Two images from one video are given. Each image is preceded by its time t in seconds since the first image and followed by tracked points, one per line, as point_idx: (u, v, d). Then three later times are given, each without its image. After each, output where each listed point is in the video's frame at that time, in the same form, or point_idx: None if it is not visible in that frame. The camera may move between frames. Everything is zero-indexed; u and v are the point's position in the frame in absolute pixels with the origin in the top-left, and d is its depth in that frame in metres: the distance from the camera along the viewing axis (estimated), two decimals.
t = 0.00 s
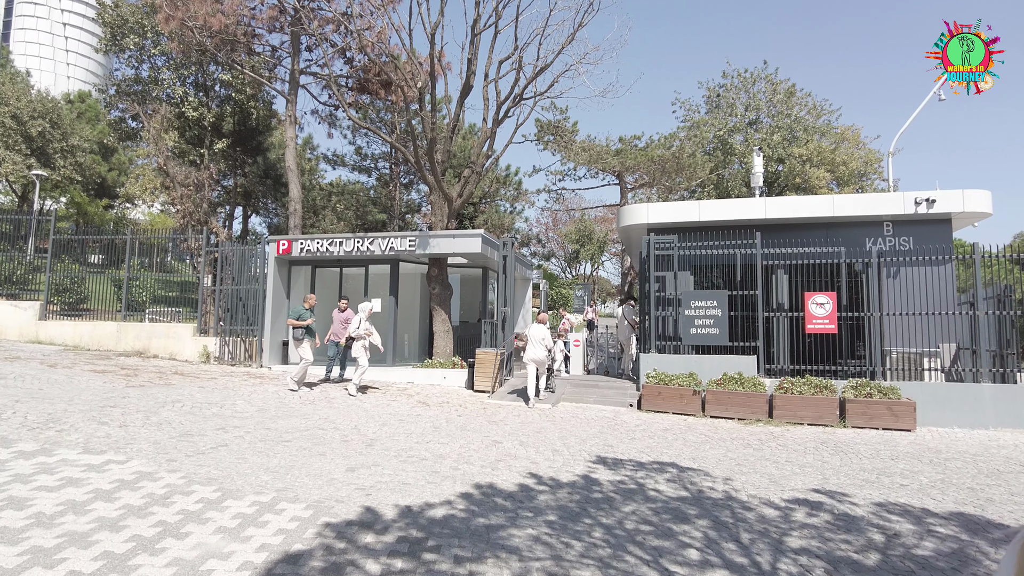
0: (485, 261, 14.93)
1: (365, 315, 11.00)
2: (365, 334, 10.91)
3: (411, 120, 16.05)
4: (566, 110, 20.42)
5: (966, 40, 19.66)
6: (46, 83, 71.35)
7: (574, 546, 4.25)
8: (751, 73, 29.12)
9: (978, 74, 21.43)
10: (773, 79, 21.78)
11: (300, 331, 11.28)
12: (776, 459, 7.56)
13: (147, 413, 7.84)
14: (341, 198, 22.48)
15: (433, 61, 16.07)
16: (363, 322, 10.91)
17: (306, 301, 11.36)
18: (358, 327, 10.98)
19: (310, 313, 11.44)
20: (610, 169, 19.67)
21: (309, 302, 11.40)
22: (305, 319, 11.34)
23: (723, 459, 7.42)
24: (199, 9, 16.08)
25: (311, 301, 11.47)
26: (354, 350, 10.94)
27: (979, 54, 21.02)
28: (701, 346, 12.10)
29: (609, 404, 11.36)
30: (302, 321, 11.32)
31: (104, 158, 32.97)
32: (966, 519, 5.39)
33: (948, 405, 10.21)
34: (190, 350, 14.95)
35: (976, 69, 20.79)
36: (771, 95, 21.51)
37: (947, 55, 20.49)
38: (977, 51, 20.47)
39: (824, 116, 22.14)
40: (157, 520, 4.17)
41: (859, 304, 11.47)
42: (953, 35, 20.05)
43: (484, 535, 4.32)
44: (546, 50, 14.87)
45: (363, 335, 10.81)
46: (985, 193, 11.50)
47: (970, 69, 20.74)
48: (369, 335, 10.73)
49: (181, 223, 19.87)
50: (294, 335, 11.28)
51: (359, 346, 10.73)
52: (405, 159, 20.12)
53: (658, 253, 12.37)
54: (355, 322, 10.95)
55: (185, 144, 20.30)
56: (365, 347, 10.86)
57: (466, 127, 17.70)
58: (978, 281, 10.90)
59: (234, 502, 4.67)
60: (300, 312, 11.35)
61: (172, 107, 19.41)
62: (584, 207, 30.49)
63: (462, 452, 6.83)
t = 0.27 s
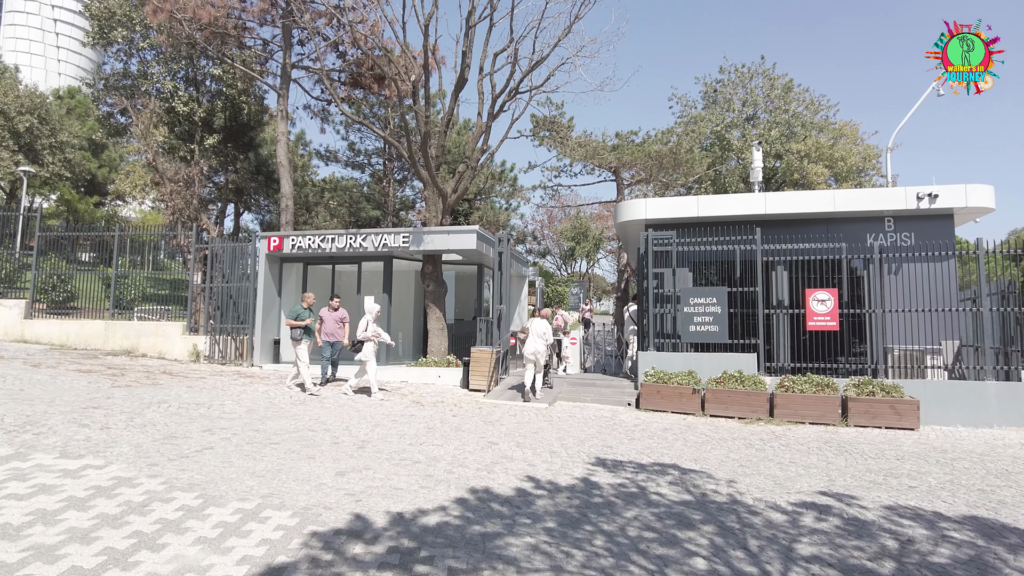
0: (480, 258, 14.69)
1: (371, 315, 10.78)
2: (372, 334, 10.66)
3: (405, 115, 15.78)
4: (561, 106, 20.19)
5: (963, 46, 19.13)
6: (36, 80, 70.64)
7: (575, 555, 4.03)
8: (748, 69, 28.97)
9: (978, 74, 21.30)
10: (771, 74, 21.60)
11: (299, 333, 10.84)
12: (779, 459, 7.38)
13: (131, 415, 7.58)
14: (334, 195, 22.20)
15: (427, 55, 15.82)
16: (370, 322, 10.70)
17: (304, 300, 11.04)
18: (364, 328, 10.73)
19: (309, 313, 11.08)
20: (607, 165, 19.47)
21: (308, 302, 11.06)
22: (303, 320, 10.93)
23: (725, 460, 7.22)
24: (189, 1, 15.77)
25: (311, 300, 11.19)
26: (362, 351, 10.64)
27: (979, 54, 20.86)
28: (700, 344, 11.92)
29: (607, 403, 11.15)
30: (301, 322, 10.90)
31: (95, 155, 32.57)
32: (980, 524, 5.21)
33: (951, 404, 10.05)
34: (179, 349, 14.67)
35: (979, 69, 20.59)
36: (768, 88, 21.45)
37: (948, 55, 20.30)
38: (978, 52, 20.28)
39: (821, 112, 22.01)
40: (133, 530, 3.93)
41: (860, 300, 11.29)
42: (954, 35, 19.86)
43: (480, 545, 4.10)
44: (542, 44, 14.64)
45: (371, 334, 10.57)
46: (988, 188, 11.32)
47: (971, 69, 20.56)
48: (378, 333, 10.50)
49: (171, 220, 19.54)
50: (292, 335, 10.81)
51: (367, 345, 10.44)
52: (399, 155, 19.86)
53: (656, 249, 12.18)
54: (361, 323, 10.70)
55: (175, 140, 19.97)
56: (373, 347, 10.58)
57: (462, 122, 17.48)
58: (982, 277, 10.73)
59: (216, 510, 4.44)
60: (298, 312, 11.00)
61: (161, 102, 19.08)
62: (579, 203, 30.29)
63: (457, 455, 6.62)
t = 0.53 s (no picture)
0: (473, 256, 14.45)
1: (380, 316, 10.47)
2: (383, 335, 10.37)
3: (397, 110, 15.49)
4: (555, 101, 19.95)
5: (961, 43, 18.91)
6: (24, 76, 69.83)
7: (574, 571, 3.81)
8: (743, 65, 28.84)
9: (978, 74, 21.16)
10: (766, 70, 21.43)
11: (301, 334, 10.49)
12: (781, 462, 7.17)
13: (110, 419, 7.31)
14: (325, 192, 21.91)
15: (419, 49, 15.54)
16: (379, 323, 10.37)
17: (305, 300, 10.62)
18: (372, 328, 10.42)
19: (309, 314, 10.70)
20: (601, 162, 19.24)
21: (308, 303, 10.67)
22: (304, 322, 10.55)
23: (725, 463, 7.01)
24: None
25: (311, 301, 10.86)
26: (371, 353, 10.33)
27: (979, 54, 20.72)
28: (697, 343, 11.72)
29: (603, 403, 10.94)
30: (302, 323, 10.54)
31: (82, 152, 32.12)
32: (993, 531, 5.02)
33: (952, 403, 9.88)
34: (165, 350, 14.34)
35: (979, 68, 20.38)
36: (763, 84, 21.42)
37: (948, 54, 20.12)
38: (978, 50, 20.14)
39: (817, 108, 21.86)
40: (102, 548, 3.68)
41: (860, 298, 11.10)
42: (953, 34, 19.67)
43: (473, 560, 3.87)
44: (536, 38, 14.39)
45: (382, 336, 10.27)
46: (988, 183, 11.16)
47: (970, 69, 20.39)
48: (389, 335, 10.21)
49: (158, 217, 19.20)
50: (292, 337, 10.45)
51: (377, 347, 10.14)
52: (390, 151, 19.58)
53: (652, 247, 11.96)
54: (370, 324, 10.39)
55: (162, 136, 19.60)
56: (384, 349, 10.29)
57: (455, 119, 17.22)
58: (983, 274, 10.55)
59: (193, 523, 4.19)
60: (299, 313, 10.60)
61: (147, 97, 18.71)
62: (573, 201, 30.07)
63: (450, 461, 6.38)
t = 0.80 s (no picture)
0: (466, 253, 14.21)
1: (390, 317, 10.06)
2: (393, 337, 9.96)
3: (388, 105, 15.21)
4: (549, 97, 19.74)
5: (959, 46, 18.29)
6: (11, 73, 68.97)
7: None
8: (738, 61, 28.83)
9: (976, 74, 21.04)
10: (761, 66, 21.31)
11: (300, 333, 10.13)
12: (780, 463, 7.00)
13: (88, 421, 7.03)
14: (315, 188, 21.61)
15: (411, 42, 15.29)
16: (389, 324, 9.97)
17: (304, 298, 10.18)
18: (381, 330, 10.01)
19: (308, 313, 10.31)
20: (595, 158, 19.03)
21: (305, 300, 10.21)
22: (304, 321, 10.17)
23: (724, 464, 6.83)
24: None
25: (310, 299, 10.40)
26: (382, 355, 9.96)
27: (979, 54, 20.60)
28: (693, 341, 11.53)
29: (597, 403, 10.74)
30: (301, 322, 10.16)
31: (69, 148, 31.64)
32: (1003, 536, 4.85)
33: (952, 402, 9.75)
34: (151, 349, 14.04)
35: (975, 68, 20.29)
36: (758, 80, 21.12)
37: (947, 54, 19.96)
38: (978, 50, 20.01)
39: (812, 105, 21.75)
40: (67, 562, 3.44)
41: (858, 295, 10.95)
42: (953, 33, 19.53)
43: (464, 572, 3.65)
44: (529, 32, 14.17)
45: (392, 338, 9.86)
46: (987, 179, 11.03)
47: (970, 68, 20.27)
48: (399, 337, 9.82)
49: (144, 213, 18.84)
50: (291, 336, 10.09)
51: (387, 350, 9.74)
52: (381, 146, 19.32)
53: (648, 243, 11.75)
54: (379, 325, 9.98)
55: (148, 131, 19.24)
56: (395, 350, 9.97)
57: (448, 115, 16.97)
58: (984, 271, 10.40)
59: (167, 533, 3.95)
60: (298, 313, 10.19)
61: (132, 91, 18.33)
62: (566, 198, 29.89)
63: (441, 464, 6.15)
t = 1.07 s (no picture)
0: (455, 251, 13.96)
1: (395, 317, 9.88)
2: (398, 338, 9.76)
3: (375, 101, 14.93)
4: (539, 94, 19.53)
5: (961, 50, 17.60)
6: None
7: None
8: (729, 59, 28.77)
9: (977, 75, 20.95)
10: (752, 64, 21.23)
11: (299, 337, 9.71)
12: (778, 468, 6.82)
13: (59, 427, 6.72)
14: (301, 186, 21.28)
15: (399, 37, 15.01)
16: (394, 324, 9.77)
17: (304, 300, 9.78)
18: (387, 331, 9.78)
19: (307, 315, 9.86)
20: (586, 155, 18.84)
21: (306, 302, 9.82)
22: (303, 324, 9.77)
23: (721, 469, 6.64)
24: None
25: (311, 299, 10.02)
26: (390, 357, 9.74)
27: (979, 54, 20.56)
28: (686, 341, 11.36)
29: (589, 404, 10.54)
30: (301, 325, 9.76)
31: (50, 144, 31.05)
32: (1013, 545, 4.68)
33: (948, 403, 9.62)
34: (131, 350, 13.67)
35: (977, 68, 20.14)
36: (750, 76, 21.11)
37: (947, 55, 19.91)
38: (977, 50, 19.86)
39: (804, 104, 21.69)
40: None
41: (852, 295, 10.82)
42: (956, 34, 19.38)
43: None
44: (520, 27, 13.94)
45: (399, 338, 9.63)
46: (981, 177, 10.93)
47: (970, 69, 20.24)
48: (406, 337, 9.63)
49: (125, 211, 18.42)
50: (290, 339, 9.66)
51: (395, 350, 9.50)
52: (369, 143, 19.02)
53: (640, 242, 11.57)
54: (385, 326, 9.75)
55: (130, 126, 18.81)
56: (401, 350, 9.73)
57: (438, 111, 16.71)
58: (980, 270, 10.29)
59: (135, 551, 3.68)
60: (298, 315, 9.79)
61: (113, 86, 17.91)
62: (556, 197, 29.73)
63: (429, 472, 5.91)
